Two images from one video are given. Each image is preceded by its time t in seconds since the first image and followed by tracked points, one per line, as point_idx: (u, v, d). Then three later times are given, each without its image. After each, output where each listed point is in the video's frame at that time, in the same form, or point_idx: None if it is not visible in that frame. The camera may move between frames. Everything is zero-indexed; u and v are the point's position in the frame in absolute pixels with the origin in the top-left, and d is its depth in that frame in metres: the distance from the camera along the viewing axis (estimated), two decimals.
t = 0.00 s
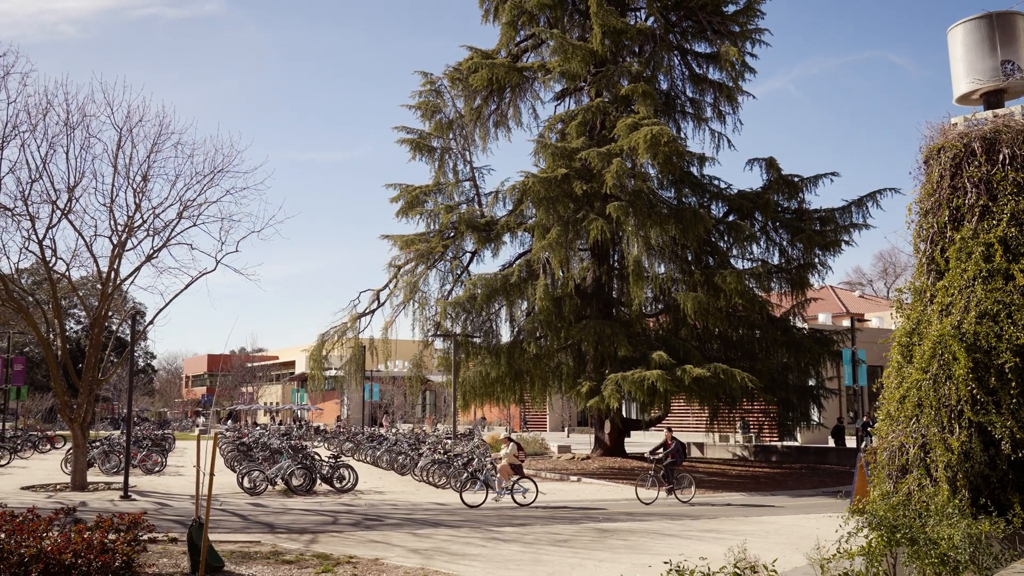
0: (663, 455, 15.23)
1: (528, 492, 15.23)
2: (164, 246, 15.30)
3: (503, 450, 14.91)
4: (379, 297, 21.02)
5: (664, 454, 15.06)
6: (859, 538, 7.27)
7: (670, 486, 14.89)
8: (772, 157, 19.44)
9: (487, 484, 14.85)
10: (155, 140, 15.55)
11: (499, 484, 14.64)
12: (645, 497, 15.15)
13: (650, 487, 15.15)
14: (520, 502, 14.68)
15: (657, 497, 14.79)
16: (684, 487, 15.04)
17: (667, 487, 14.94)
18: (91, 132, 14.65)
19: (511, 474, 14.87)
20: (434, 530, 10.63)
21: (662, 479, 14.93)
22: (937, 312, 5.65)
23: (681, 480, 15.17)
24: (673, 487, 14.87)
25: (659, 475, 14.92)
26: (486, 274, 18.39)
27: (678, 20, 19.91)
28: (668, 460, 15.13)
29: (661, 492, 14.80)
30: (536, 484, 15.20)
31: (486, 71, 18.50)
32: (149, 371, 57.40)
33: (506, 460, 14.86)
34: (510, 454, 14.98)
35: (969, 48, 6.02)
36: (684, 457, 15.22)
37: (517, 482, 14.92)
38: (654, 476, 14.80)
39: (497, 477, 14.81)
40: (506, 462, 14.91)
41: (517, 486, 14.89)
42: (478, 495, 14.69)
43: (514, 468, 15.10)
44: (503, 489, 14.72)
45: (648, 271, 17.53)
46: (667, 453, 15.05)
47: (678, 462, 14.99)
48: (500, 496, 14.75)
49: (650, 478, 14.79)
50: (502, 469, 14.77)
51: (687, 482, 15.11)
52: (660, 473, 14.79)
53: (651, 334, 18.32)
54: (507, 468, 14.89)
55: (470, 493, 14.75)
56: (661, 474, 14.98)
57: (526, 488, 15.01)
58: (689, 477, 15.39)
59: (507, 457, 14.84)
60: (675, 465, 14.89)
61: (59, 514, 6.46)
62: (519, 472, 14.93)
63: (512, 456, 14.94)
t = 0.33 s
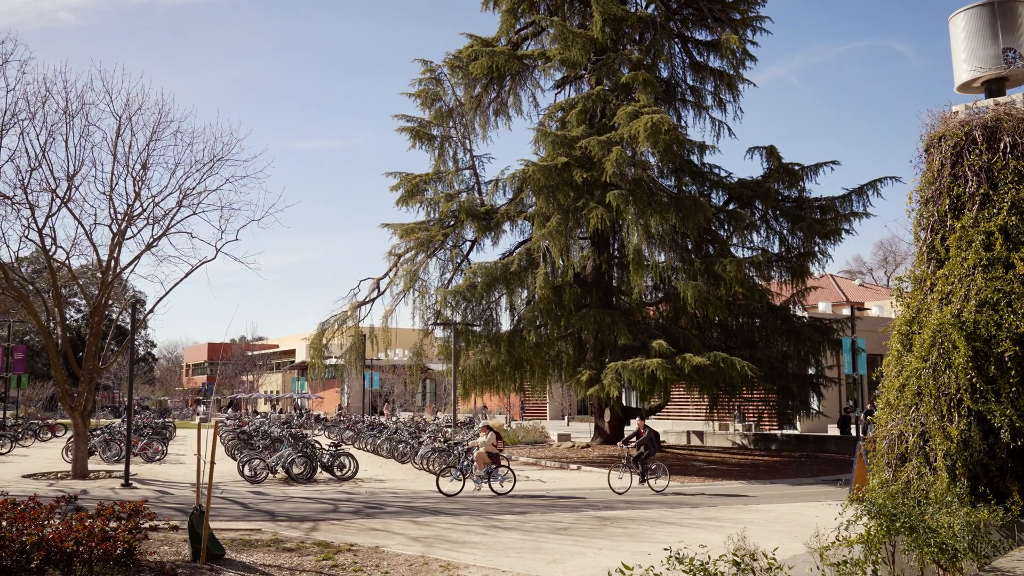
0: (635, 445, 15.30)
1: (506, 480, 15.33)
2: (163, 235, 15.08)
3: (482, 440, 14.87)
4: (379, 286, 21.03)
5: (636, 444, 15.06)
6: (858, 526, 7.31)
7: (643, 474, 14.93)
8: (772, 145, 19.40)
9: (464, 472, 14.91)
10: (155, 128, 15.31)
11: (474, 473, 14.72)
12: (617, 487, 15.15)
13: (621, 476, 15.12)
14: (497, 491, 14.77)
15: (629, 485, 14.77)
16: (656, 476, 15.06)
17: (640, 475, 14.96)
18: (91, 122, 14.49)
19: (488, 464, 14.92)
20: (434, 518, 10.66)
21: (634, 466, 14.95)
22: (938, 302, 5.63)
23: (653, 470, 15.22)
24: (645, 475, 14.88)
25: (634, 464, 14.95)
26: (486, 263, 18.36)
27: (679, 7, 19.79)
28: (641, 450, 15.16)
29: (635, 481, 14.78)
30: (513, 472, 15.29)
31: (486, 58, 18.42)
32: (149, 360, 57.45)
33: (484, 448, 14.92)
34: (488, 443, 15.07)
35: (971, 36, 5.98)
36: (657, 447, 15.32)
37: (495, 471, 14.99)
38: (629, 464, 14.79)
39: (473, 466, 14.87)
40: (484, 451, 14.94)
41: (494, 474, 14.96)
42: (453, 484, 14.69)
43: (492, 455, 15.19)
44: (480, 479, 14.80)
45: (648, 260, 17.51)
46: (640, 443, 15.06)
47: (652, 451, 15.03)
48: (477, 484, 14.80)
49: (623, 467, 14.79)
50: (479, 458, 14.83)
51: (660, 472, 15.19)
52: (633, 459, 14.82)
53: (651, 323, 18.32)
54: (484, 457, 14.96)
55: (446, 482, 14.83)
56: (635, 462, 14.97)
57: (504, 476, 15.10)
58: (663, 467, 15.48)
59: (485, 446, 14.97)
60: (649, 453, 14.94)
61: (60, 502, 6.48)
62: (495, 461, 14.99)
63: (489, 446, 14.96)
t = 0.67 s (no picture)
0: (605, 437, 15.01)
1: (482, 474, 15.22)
2: (162, 228, 15.57)
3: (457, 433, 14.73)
4: (379, 279, 21.02)
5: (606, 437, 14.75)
6: (859, 519, 7.34)
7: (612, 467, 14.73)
8: (772, 138, 19.37)
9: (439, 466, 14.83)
10: (153, 122, 15.71)
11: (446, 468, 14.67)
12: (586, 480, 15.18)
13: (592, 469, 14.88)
14: (471, 485, 14.70)
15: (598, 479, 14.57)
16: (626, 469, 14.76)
17: (610, 468, 14.89)
18: (90, 117, 14.94)
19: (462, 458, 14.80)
20: (434, 511, 10.68)
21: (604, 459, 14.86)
22: (937, 295, 5.63)
23: (623, 462, 15.28)
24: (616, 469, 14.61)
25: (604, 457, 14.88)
26: (486, 256, 18.35)
27: None
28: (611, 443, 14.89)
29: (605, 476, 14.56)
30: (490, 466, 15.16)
31: (486, 51, 18.39)
32: (150, 352, 57.53)
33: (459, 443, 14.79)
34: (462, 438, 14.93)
35: (971, 28, 5.96)
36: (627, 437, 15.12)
37: (469, 466, 14.87)
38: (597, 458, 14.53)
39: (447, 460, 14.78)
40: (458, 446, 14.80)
41: (469, 469, 14.86)
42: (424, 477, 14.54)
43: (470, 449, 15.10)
44: (455, 473, 14.71)
45: (647, 253, 17.49)
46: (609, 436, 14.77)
47: (623, 443, 14.89)
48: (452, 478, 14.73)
49: (591, 461, 14.44)
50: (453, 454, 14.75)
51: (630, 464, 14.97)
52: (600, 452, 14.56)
53: (650, 316, 18.33)
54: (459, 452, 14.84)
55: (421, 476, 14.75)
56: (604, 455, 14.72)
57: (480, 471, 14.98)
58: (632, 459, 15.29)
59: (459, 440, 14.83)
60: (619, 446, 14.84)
61: (60, 495, 6.48)
62: (470, 456, 14.83)
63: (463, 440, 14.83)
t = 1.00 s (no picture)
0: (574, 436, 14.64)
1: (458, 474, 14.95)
2: (162, 228, 15.59)
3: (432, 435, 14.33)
4: (379, 279, 21.03)
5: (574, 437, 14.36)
6: (859, 519, 7.35)
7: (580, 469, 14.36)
8: (772, 138, 19.36)
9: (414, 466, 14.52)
10: (153, 122, 15.75)
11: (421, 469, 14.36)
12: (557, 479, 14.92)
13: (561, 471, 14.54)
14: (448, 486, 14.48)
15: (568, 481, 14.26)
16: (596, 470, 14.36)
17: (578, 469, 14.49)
18: (90, 116, 14.99)
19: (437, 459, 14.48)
20: (434, 511, 10.67)
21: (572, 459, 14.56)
22: (937, 296, 5.62)
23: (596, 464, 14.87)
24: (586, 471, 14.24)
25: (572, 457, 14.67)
26: (486, 256, 18.35)
27: None
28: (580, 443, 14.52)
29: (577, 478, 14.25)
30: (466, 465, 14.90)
31: (486, 51, 18.39)
32: (150, 352, 57.59)
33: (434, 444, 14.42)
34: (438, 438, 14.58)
35: (972, 28, 5.95)
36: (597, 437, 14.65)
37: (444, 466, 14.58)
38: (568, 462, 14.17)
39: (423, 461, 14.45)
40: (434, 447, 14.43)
41: (445, 469, 14.60)
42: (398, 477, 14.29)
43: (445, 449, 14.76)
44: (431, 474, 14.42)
45: (647, 253, 17.48)
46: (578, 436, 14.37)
47: (591, 444, 14.48)
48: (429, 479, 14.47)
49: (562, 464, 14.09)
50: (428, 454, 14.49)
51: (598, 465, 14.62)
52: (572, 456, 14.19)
53: (650, 316, 18.32)
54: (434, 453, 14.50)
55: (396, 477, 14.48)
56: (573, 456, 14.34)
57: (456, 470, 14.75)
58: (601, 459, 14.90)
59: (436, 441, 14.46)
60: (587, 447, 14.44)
61: (60, 495, 6.47)
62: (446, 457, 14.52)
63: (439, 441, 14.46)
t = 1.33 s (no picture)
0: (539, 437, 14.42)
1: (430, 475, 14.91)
2: (161, 228, 15.50)
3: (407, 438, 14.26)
4: (379, 279, 21.04)
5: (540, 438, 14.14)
6: (859, 519, 7.35)
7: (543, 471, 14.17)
8: (772, 138, 19.37)
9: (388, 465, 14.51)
10: (153, 121, 15.66)
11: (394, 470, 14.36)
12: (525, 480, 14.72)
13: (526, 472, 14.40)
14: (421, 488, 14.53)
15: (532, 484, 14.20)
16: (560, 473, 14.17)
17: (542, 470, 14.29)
18: (90, 116, 14.90)
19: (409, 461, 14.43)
20: (434, 511, 10.68)
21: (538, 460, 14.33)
22: (937, 296, 5.62)
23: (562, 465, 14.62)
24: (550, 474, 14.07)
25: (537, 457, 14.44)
26: (486, 256, 18.35)
27: None
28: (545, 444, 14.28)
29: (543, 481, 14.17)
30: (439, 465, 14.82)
31: (486, 51, 18.39)
32: (150, 352, 57.66)
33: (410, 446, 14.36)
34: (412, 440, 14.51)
35: (971, 27, 5.94)
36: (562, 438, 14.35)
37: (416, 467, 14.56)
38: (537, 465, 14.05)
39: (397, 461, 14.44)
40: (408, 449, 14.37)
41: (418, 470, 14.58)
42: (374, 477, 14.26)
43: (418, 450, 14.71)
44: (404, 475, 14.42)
45: (647, 253, 17.48)
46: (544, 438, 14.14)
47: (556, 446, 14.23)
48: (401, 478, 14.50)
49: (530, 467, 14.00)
50: (402, 454, 14.46)
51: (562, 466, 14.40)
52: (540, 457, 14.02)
53: (650, 316, 18.32)
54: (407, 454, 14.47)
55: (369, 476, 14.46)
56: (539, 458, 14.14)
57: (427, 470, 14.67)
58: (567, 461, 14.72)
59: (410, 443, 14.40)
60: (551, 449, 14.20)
61: (60, 495, 6.48)
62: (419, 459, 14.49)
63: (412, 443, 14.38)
